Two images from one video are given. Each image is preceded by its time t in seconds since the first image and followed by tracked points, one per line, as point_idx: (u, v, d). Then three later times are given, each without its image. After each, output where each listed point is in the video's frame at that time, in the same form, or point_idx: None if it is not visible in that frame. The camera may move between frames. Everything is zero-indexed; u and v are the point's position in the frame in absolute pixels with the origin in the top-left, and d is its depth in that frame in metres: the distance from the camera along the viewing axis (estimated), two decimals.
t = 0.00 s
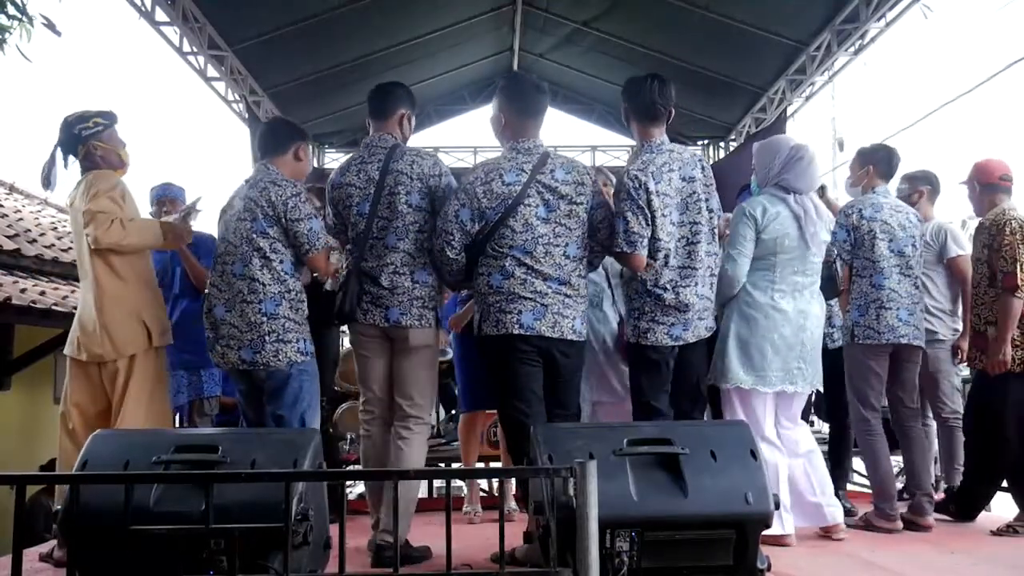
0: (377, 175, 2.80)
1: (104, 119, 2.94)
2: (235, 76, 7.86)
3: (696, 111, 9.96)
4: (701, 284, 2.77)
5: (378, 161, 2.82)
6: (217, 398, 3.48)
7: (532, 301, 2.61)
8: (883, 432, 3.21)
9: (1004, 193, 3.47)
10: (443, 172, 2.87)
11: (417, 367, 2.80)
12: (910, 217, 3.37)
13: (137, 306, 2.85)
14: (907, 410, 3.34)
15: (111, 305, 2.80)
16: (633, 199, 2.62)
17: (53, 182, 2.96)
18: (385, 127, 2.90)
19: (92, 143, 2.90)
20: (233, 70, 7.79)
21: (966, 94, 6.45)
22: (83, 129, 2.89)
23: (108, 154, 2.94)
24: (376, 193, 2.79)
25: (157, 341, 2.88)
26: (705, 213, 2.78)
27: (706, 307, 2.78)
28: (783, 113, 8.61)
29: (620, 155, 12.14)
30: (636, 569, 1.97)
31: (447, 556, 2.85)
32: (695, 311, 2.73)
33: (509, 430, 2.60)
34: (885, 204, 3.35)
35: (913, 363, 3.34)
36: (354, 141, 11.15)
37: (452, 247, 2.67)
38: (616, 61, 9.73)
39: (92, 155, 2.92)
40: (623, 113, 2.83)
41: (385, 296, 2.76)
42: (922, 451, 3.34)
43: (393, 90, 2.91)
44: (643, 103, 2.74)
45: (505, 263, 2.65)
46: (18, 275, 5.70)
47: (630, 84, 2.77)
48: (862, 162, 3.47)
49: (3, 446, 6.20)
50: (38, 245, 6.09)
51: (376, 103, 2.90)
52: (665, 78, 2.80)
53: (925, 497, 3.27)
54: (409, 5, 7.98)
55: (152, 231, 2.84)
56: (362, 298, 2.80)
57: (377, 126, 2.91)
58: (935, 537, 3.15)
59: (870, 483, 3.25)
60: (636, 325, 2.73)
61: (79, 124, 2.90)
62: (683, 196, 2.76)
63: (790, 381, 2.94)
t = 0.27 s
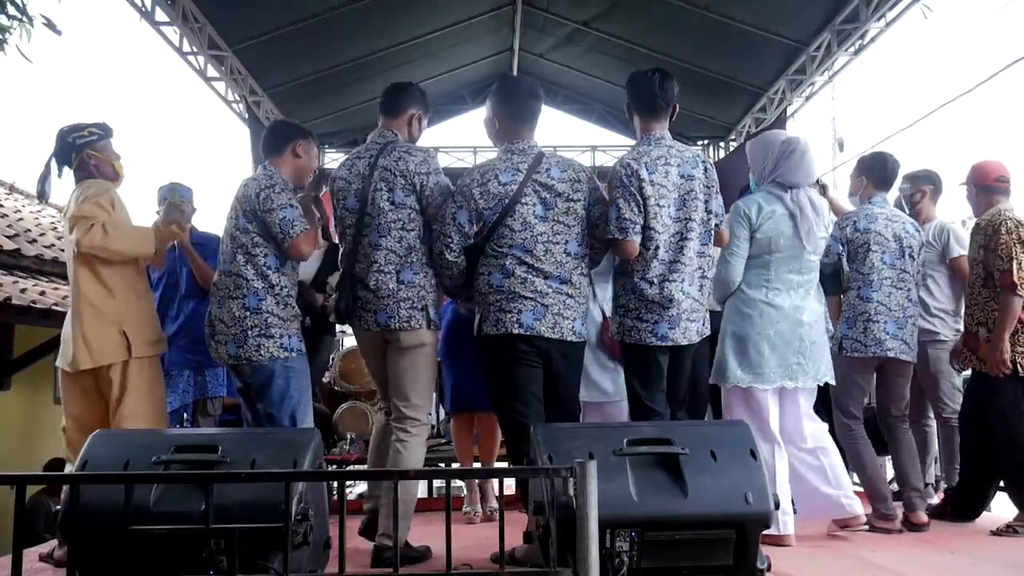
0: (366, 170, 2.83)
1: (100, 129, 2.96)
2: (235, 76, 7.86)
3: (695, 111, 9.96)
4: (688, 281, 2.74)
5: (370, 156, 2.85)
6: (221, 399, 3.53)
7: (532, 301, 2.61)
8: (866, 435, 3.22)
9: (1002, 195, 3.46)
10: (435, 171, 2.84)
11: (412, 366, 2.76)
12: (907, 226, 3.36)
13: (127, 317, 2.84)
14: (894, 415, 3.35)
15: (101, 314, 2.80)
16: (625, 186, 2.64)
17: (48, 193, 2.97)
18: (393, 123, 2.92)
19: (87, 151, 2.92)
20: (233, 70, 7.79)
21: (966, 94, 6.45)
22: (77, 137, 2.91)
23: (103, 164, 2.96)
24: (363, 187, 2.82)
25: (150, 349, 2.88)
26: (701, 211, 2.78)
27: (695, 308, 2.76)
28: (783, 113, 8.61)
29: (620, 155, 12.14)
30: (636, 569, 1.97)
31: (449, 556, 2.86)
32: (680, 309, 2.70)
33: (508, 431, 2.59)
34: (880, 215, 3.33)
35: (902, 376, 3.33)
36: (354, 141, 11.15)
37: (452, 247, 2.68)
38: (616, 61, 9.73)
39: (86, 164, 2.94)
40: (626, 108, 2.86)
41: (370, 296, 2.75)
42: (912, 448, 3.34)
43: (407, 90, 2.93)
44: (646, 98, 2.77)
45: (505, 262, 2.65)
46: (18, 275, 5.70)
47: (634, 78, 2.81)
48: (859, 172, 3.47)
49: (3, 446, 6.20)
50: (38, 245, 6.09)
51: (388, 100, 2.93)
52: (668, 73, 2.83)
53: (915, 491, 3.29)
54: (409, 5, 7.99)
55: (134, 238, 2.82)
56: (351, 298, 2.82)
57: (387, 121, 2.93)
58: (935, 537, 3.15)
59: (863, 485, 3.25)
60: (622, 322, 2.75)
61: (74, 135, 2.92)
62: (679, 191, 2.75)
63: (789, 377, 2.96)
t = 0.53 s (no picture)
0: (369, 170, 2.82)
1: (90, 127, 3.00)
2: (235, 76, 7.86)
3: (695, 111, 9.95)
4: (689, 279, 2.75)
5: (373, 156, 2.85)
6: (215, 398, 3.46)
7: (538, 299, 2.61)
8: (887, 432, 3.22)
9: (1003, 194, 3.46)
10: (433, 176, 2.81)
11: (406, 361, 2.76)
12: (903, 211, 3.35)
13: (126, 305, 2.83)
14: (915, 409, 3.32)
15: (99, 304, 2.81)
16: (628, 177, 2.66)
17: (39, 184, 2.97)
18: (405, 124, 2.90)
19: (80, 143, 2.95)
20: (233, 70, 7.79)
21: (966, 94, 6.46)
22: (72, 129, 2.96)
23: (94, 157, 2.99)
24: (361, 185, 2.81)
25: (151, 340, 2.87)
26: (700, 210, 2.79)
27: (699, 305, 2.77)
28: (783, 113, 8.61)
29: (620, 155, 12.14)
30: (636, 569, 1.97)
31: (449, 556, 2.85)
32: (683, 307, 2.70)
33: (510, 430, 2.58)
34: (874, 203, 3.33)
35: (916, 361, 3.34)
36: (354, 141, 11.15)
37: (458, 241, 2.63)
38: (616, 61, 9.72)
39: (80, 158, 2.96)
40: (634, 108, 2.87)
41: (363, 294, 2.77)
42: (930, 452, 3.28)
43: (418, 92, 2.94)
44: (654, 99, 2.78)
45: (511, 261, 2.65)
46: (18, 275, 5.69)
47: (644, 78, 2.79)
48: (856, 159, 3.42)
49: (3, 446, 6.20)
50: (38, 245, 6.09)
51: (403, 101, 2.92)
52: (677, 75, 2.83)
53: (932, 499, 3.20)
54: (409, 6, 7.98)
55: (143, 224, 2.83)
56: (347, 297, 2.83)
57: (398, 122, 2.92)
58: (935, 537, 3.15)
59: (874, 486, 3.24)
60: (628, 320, 2.74)
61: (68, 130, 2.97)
62: (678, 190, 2.75)
63: (815, 374, 2.94)
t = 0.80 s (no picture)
0: (376, 177, 2.85)
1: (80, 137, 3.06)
2: (235, 76, 7.86)
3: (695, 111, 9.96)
4: (704, 288, 2.75)
5: (382, 164, 2.88)
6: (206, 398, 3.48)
7: (545, 299, 2.62)
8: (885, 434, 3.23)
9: (1004, 193, 3.47)
10: (438, 185, 2.83)
11: (410, 366, 2.78)
12: (911, 209, 3.35)
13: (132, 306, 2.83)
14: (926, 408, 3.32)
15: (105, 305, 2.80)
16: (645, 195, 2.66)
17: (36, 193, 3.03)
18: (407, 138, 2.94)
19: (76, 149, 3.01)
20: (233, 70, 7.79)
21: (966, 94, 6.47)
22: (67, 137, 3.01)
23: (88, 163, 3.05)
24: (370, 192, 2.83)
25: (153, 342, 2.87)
26: (713, 219, 2.79)
27: (712, 311, 2.77)
28: (783, 113, 8.62)
29: (620, 154, 12.13)
30: (636, 569, 1.97)
31: (449, 556, 2.85)
32: (700, 314, 2.72)
33: (510, 431, 2.58)
34: (881, 204, 3.33)
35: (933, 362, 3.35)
36: (354, 141, 11.15)
37: (464, 244, 2.61)
38: (616, 61, 9.73)
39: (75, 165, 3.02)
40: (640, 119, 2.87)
41: (368, 299, 2.79)
42: (937, 456, 3.23)
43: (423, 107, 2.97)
44: (659, 108, 2.78)
45: (518, 260, 2.65)
46: (18, 275, 5.70)
47: (649, 91, 2.81)
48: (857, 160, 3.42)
49: (3, 446, 6.20)
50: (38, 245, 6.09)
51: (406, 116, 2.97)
52: (681, 87, 2.84)
53: (933, 505, 3.21)
54: (409, 6, 7.98)
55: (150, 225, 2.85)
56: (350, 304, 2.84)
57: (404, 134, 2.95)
58: (935, 537, 3.15)
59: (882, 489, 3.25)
60: (643, 328, 2.74)
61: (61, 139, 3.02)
62: (691, 200, 2.76)
63: (859, 375, 2.90)
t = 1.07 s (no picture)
0: (387, 185, 2.94)
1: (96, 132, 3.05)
2: (235, 76, 7.86)
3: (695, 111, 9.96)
4: (710, 292, 2.76)
5: (390, 173, 2.97)
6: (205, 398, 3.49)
7: (547, 298, 2.63)
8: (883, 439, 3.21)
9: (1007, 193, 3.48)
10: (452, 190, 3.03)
11: (421, 381, 2.93)
12: (914, 213, 3.35)
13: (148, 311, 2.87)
14: (929, 413, 3.31)
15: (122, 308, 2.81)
16: (654, 206, 2.67)
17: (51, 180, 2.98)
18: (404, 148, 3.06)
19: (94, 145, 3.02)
20: (233, 70, 7.79)
21: (966, 94, 6.47)
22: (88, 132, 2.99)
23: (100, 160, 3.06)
24: (384, 200, 2.92)
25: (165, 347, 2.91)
26: (719, 223, 2.80)
27: (718, 313, 2.77)
28: (783, 113, 8.62)
29: (620, 155, 12.12)
30: (636, 569, 1.97)
31: (449, 556, 2.85)
32: (706, 319, 2.73)
33: (511, 430, 2.57)
34: (885, 208, 3.33)
35: (939, 367, 3.35)
36: (354, 141, 11.15)
37: (466, 245, 2.62)
38: (616, 61, 9.73)
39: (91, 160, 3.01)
40: (641, 128, 2.87)
41: (386, 310, 2.88)
42: (938, 458, 3.24)
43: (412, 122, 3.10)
44: (661, 115, 2.77)
45: (522, 258, 2.65)
46: (18, 276, 5.70)
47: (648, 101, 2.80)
48: (862, 164, 3.42)
49: (3, 446, 6.20)
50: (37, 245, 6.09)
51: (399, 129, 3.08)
52: (680, 94, 2.83)
53: (933, 505, 3.21)
54: (409, 5, 7.98)
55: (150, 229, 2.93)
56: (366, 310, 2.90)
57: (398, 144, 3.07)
58: (935, 537, 3.15)
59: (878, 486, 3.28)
60: (649, 334, 2.74)
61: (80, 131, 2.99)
62: (696, 207, 2.76)
63: (858, 374, 2.92)
